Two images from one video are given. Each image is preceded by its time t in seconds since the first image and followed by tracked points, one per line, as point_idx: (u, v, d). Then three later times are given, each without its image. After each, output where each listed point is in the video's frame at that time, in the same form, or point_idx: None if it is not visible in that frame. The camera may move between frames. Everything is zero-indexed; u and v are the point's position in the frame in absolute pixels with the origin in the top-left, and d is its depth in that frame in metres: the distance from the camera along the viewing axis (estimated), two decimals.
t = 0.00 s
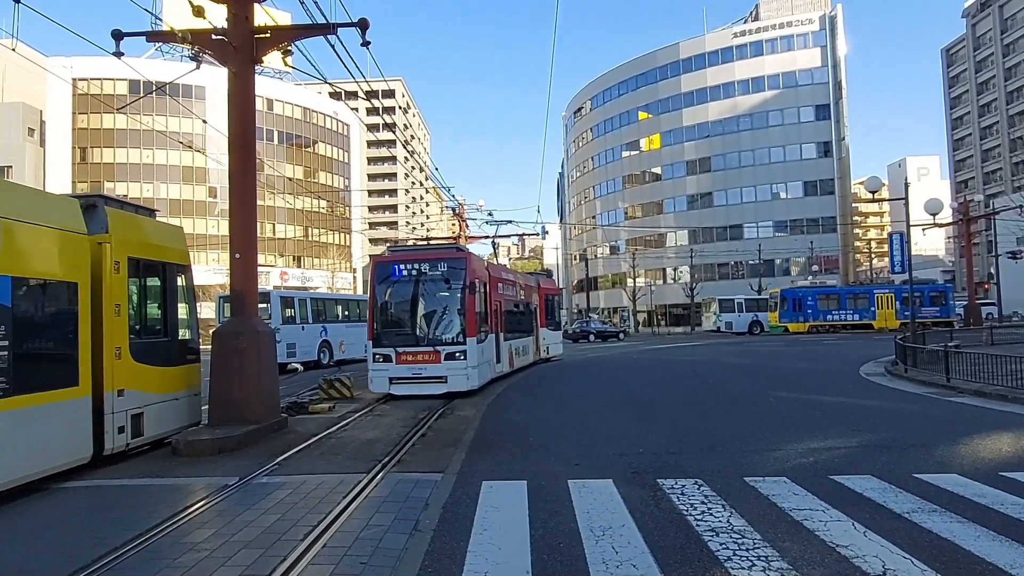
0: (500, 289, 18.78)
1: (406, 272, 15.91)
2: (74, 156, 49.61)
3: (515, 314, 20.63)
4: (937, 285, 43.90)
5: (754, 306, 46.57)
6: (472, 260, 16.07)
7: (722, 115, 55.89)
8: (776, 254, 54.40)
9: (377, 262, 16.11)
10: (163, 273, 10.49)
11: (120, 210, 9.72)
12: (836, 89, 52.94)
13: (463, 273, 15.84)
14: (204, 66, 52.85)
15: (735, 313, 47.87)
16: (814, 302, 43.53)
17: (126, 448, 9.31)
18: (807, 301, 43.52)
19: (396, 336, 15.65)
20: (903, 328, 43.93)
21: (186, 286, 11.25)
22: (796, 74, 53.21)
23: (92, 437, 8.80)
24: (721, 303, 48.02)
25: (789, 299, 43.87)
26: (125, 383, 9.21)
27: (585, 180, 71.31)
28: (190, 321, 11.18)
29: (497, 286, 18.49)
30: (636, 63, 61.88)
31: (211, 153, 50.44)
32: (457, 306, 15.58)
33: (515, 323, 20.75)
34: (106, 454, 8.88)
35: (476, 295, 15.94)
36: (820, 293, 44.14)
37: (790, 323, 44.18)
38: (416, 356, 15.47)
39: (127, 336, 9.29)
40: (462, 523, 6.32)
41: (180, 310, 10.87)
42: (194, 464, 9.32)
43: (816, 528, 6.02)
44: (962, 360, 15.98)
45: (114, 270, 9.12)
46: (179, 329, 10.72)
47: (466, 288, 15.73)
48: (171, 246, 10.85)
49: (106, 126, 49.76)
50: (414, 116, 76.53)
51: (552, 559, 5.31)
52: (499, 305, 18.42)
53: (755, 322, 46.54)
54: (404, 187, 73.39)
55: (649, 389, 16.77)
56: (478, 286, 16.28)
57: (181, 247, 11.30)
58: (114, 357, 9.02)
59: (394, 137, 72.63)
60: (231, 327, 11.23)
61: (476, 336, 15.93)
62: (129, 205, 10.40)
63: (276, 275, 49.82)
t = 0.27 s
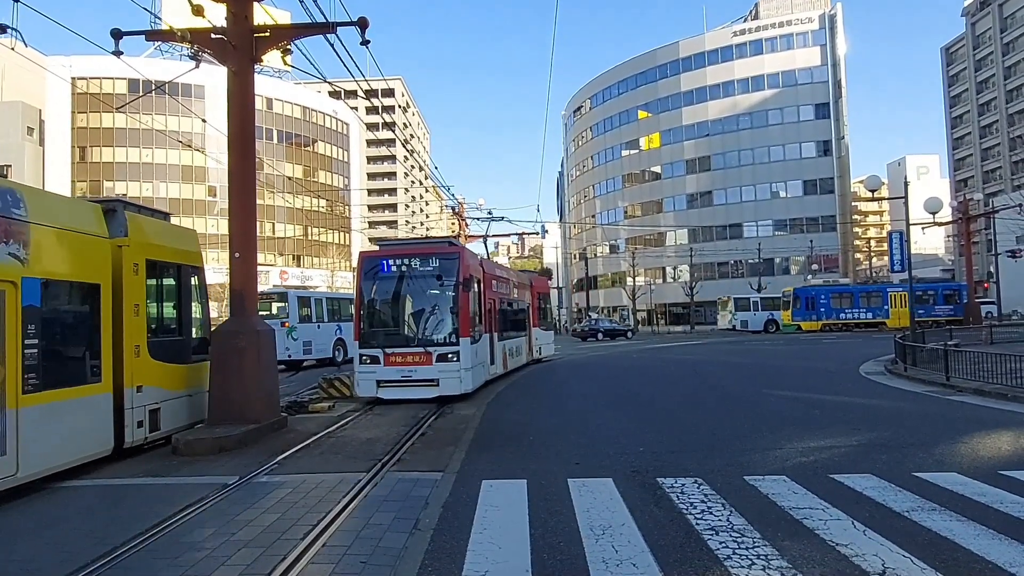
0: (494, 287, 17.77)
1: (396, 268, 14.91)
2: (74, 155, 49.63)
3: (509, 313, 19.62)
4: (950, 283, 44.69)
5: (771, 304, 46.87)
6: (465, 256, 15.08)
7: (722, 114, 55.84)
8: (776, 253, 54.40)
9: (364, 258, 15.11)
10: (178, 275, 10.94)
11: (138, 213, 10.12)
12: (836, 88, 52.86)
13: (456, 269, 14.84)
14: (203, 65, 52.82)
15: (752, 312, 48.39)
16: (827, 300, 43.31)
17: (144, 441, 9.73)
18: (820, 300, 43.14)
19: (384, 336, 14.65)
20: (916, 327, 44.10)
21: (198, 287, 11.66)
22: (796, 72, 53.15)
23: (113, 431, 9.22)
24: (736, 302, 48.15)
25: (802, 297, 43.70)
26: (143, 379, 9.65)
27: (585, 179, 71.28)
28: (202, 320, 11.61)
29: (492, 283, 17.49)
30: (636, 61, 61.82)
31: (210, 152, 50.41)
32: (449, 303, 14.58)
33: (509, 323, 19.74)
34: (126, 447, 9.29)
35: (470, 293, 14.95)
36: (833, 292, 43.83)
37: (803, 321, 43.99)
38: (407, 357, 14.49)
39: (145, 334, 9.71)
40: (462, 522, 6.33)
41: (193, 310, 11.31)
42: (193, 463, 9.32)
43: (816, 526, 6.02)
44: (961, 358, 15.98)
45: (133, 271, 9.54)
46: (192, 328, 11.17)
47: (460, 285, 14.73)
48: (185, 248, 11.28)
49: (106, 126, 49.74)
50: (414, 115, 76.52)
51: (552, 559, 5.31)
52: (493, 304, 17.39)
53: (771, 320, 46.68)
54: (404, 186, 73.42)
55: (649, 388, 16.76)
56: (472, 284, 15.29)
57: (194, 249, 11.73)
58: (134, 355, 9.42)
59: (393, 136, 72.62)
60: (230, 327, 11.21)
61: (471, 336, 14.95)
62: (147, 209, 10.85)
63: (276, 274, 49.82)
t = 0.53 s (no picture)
0: (489, 284, 16.82)
1: (384, 263, 13.94)
2: (74, 154, 49.65)
3: (503, 312, 18.66)
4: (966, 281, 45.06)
5: (786, 302, 47.26)
6: (459, 250, 14.14)
7: (722, 113, 55.83)
8: (776, 252, 54.46)
9: (351, 252, 14.13)
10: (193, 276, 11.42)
11: (158, 219, 10.68)
12: (836, 86, 52.79)
13: (449, 265, 13.90)
14: (203, 64, 52.79)
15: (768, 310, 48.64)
16: (841, 299, 43.06)
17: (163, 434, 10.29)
18: (835, 299, 42.95)
19: (372, 336, 13.72)
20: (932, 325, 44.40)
21: (212, 286, 12.15)
22: (796, 71, 53.11)
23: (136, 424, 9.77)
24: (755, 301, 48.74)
25: (816, 296, 43.46)
26: (162, 375, 10.17)
27: (585, 178, 71.26)
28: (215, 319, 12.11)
29: (486, 280, 16.54)
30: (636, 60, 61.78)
31: (211, 152, 50.43)
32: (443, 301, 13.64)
33: (503, 322, 18.78)
34: (147, 439, 9.86)
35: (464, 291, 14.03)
36: (847, 290, 43.55)
37: (817, 320, 43.93)
38: (396, 359, 13.58)
39: (164, 333, 10.22)
40: (462, 521, 6.32)
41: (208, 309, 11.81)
42: (194, 462, 9.32)
43: (816, 525, 6.03)
44: (962, 357, 16.00)
45: (153, 273, 10.03)
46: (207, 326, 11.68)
47: (453, 282, 13.79)
48: (200, 250, 11.76)
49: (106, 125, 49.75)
50: (415, 114, 76.52)
51: (552, 558, 5.31)
52: (487, 302, 16.44)
53: (788, 319, 47.10)
54: (404, 185, 73.44)
55: (649, 387, 16.75)
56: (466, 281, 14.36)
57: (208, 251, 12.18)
58: (154, 352, 9.94)
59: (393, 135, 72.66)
60: (230, 326, 11.20)
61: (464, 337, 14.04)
62: (164, 213, 11.31)
63: (276, 273, 49.87)
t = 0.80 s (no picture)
0: (483, 281, 15.77)
1: (372, 258, 12.89)
2: (74, 154, 49.64)
3: (498, 311, 17.61)
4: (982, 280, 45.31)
5: (804, 300, 47.51)
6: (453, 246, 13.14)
7: (722, 112, 55.80)
8: (776, 251, 54.47)
9: (336, 246, 13.06)
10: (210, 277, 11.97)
11: (174, 223, 11.19)
12: (837, 85, 52.73)
13: (443, 261, 12.89)
14: (203, 64, 52.74)
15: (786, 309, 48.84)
16: (856, 297, 42.88)
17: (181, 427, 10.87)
18: (849, 297, 42.77)
19: (358, 337, 12.67)
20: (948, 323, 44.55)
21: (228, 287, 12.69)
22: (796, 70, 53.10)
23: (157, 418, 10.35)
24: (771, 300, 48.87)
25: (831, 294, 43.17)
26: (180, 372, 10.74)
27: (586, 177, 71.18)
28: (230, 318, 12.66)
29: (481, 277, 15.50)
30: (637, 59, 61.72)
31: (211, 151, 50.41)
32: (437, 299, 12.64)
33: (497, 322, 17.73)
34: (167, 431, 10.45)
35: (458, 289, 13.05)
36: (862, 288, 43.34)
37: (832, 319, 43.76)
38: (385, 362, 12.52)
39: (183, 332, 10.79)
40: (462, 520, 6.32)
41: (223, 309, 12.35)
42: (194, 462, 9.31)
43: (816, 524, 6.02)
44: (962, 356, 16.00)
45: (173, 275, 10.60)
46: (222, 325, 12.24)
47: (447, 280, 12.79)
48: (216, 252, 12.29)
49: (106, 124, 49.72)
50: (415, 113, 76.50)
51: (552, 557, 5.31)
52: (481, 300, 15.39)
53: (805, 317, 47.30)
54: (405, 184, 73.43)
55: (649, 386, 16.74)
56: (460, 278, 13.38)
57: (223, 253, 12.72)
58: (174, 349, 10.52)
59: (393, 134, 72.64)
60: (230, 325, 11.19)
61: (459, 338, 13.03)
62: (183, 218, 11.84)
63: (276, 272, 49.89)
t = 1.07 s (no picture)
0: (478, 279, 14.77)
1: (361, 253, 11.89)
2: (74, 154, 49.67)
3: (494, 310, 16.65)
4: (997, 279, 45.35)
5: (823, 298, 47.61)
6: (448, 240, 12.19)
7: (723, 111, 55.78)
8: (777, 250, 54.46)
9: (321, 239, 12.05)
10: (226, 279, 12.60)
11: (194, 228, 11.82)
12: (838, 84, 52.66)
13: (438, 256, 11.92)
14: (203, 64, 52.73)
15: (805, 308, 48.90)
16: (871, 297, 42.80)
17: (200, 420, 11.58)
18: (864, 296, 42.66)
19: (346, 338, 11.63)
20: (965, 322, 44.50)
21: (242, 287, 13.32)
22: (797, 69, 53.08)
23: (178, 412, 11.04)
24: (792, 299, 48.94)
25: (846, 293, 43.07)
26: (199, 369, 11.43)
27: (586, 176, 71.10)
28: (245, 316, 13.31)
29: (476, 274, 14.52)
30: (637, 58, 61.69)
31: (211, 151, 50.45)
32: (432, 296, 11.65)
33: (494, 322, 16.77)
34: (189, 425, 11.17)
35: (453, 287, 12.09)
36: (877, 288, 43.31)
37: (847, 318, 43.53)
38: (375, 366, 11.48)
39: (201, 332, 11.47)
40: (463, 520, 6.32)
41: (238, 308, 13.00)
42: (195, 462, 9.32)
43: (817, 523, 6.03)
44: (964, 355, 16.00)
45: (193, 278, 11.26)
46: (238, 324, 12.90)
47: (442, 277, 11.81)
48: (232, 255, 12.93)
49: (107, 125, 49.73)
50: (415, 113, 76.50)
51: (553, 556, 5.32)
52: (476, 299, 14.39)
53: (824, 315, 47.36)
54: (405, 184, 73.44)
55: (650, 386, 16.70)
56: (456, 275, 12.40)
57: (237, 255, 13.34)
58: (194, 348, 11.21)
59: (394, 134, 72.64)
60: (230, 325, 11.21)
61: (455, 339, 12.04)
62: (200, 223, 12.45)
63: (277, 273, 49.94)
